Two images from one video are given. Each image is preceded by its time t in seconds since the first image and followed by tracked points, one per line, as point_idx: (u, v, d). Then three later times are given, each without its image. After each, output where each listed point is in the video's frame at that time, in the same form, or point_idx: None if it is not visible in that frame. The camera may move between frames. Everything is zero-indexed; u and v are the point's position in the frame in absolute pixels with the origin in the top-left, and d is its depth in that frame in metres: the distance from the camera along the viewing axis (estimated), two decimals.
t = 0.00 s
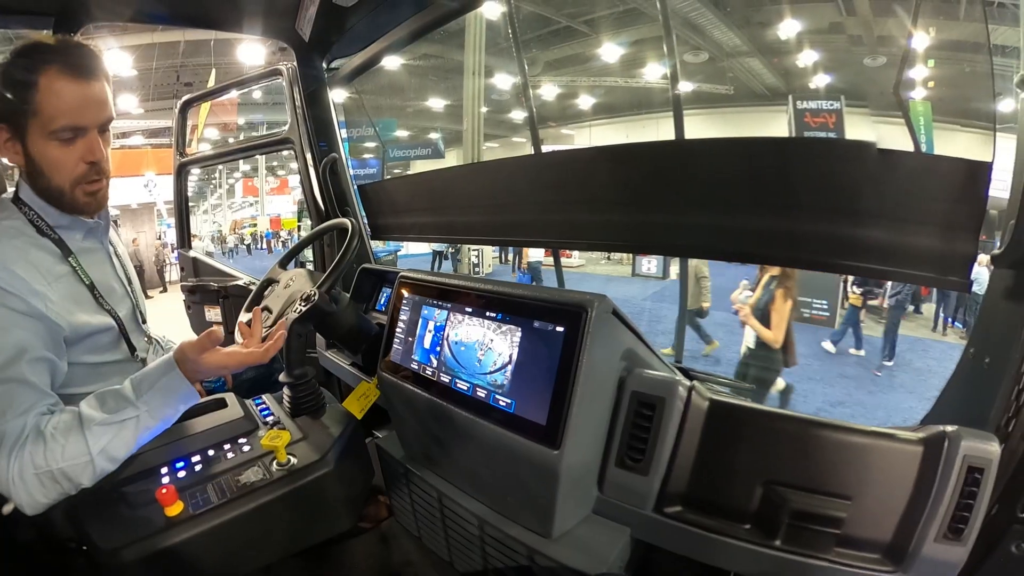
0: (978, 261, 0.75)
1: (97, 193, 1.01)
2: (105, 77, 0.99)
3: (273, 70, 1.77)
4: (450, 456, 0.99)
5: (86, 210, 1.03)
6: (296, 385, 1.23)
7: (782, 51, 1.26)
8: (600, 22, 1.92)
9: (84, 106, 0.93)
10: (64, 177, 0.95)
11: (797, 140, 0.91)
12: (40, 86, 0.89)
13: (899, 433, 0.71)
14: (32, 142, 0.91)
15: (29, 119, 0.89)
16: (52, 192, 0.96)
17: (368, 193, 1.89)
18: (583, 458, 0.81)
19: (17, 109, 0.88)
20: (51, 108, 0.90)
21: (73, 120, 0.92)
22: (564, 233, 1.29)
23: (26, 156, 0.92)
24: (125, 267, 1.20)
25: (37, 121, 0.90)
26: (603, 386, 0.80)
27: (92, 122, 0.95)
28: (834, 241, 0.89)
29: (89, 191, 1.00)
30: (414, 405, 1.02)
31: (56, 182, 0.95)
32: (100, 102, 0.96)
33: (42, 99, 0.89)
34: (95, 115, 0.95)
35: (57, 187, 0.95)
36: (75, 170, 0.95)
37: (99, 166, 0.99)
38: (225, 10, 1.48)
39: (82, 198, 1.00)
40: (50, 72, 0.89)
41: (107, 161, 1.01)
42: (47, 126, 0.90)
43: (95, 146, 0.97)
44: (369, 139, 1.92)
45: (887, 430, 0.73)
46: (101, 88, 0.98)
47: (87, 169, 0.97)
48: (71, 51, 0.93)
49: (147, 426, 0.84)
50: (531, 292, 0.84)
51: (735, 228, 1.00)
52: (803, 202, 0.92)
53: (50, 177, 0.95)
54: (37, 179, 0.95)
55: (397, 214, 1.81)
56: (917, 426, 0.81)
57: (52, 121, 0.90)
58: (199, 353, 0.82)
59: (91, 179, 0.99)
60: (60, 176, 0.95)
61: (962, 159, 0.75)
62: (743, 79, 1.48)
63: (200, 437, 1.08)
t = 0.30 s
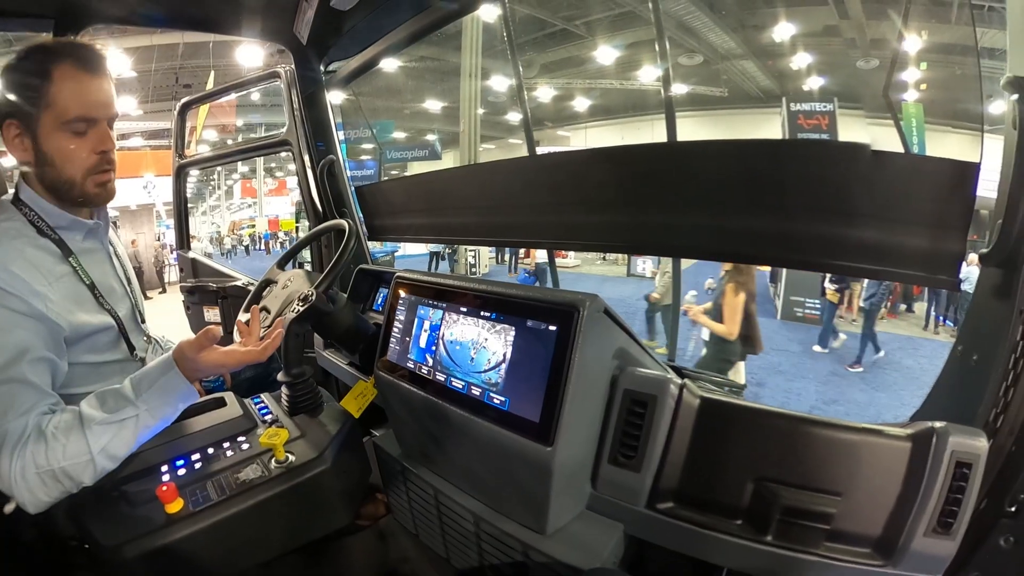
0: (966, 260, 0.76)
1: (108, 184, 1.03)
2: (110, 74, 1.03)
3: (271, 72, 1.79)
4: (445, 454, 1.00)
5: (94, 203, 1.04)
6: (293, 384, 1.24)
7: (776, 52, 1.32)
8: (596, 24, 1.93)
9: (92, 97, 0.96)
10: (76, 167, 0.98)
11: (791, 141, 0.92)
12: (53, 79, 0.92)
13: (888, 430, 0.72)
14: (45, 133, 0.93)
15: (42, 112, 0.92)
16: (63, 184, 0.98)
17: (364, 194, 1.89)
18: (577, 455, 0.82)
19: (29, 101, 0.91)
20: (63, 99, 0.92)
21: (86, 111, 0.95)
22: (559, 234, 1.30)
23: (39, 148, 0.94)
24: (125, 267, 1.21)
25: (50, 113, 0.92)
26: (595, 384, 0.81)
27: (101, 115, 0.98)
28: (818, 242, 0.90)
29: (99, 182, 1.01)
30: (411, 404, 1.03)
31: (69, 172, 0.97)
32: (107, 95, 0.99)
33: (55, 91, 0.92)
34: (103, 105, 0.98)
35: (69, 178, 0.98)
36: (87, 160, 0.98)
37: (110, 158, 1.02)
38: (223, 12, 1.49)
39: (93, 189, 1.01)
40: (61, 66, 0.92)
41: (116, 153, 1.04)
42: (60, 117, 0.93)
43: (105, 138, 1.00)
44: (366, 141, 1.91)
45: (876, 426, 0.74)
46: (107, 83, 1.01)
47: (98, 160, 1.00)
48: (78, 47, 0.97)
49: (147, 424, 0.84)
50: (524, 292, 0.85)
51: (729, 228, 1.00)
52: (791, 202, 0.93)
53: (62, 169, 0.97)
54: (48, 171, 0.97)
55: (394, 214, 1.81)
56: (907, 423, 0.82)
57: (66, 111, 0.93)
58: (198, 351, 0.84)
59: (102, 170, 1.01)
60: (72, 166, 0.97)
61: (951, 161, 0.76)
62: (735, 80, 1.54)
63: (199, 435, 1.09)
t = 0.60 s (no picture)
0: (958, 260, 0.77)
1: (110, 175, 1.07)
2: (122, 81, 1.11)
3: (269, 74, 1.81)
4: (443, 452, 1.00)
5: (91, 196, 1.07)
6: (293, 384, 1.24)
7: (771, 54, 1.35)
8: (591, 27, 1.94)
9: (109, 92, 1.02)
10: (85, 154, 1.01)
11: (784, 143, 0.93)
12: (76, 71, 0.97)
13: (881, 427, 0.73)
14: (59, 120, 0.96)
15: (61, 98, 0.96)
16: (70, 169, 1.01)
17: (362, 196, 1.88)
18: (574, 452, 0.82)
19: (53, 86, 0.95)
20: (84, 89, 0.98)
21: (104, 103, 1.01)
22: (555, 235, 1.31)
23: (51, 131, 0.96)
24: (124, 265, 1.22)
25: (70, 101, 0.96)
26: (592, 383, 0.82)
27: (115, 111, 1.05)
28: (811, 243, 0.91)
29: (104, 171, 1.05)
30: (409, 403, 1.03)
31: (78, 158, 1.00)
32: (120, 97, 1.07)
33: (78, 82, 0.97)
34: (117, 100, 1.04)
35: (76, 164, 1.00)
36: (99, 149, 1.02)
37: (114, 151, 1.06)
38: (222, 15, 1.49)
39: (96, 178, 1.04)
40: (88, 63, 0.99)
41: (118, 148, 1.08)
42: (78, 106, 0.97)
43: (114, 133, 1.05)
44: (364, 142, 1.91)
45: (869, 423, 0.75)
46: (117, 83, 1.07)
47: (107, 151, 1.04)
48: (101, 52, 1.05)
49: (146, 424, 0.85)
50: (521, 291, 0.85)
51: (725, 228, 1.01)
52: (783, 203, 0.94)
53: (70, 155, 0.99)
54: (55, 155, 0.98)
55: (392, 215, 1.82)
56: (899, 420, 0.83)
57: (84, 101, 0.98)
58: (196, 350, 0.84)
59: (107, 161, 1.05)
60: (82, 153, 1.00)
61: (940, 163, 0.78)
62: (729, 82, 1.62)
63: (200, 435, 1.10)
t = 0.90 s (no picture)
0: (950, 260, 0.78)
1: (108, 177, 1.07)
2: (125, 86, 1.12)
3: (267, 74, 1.80)
4: (441, 452, 1.01)
5: (89, 198, 1.07)
6: (291, 385, 1.25)
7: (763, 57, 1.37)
8: (587, 30, 2.01)
9: (112, 95, 1.03)
10: (84, 155, 1.01)
11: (777, 144, 0.94)
12: (80, 74, 0.99)
13: (878, 425, 0.74)
14: (61, 121, 0.97)
15: (65, 99, 0.97)
16: (70, 169, 1.01)
17: (360, 196, 1.90)
18: (573, 453, 0.83)
19: (56, 87, 0.96)
20: (88, 91, 0.99)
21: (107, 105, 1.02)
22: (551, 235, 1.31)
23: (53, 131, 0.97)
24: (123, 265, 1.22)
25: (73, 102, 0.98)
26: (591, 383, 0.83)
27: (117, 114, 1.06)
28: (813, 242, 0.91)
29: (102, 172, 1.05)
30: (407, 403, 1.04)
31: (79, 159, 1.01)
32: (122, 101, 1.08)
33: (81, 83, 0.98)
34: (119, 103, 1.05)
35: (75, 164, 1.01)
36: (100, 150, 1.02)
37: (114, 154, 1.07)
38: (221, 17, 1.50)
39: (94, 179, 1.04)
40: (93, 66, 1.01)
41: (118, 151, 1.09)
42: (81, 107, 0.98)
43: (115, 135, 1.06)
44: (361, 143, 1.92)
45: (866, 422, 0.75)
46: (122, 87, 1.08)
47: (106, 153, 1.05)
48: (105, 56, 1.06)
49: (141, 423, 0.85)
50: (519, 291, 0.86)
51: (725, 228, 1.01)
52: (783, 202, 0.94)
53: (71, 155, 1.00)
54: (56, 155, 0.99)
55: (389, 215, 1.82)
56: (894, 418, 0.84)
57: (87, 102, 0.99)
58: (192, 345, 0.83)
59: (106, 163, 1.05)
60: (81, 153, 1.01)
61: (939, 163, 0.78)
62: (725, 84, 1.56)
63: (197, 437, 1.10)
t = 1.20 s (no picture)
0: (944, 260, 0.79)
1: (109, 179, 1.06)
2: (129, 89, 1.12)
3: (266, 75, 1.80)
4: (442, 452, 1.01)
5: (89, 200, 1.07)
6: (292, 385, 1.25)
7: (756, 59, 1.35)
8: (583, 32, 1.93)
9: (115, 97, 1.03)
10: (85, 156, 1.01)
11: (772, 145, 0.95)
12: (83, 76, 0.99)
13: (877, 423, 0.75)
14: (63, 122, 0.97)
15: (66, 100, 0.96)
16: (70, 171, 1.01)
17: (358, 195, 1.92)
18: (575, 452, 0.84)
19: (58, 88, 0.96)
20: (90, 92, 0.98)
21: (108, 107, 1.01)
22: (549, 235, 1.32)
23: (54, 132, 0.97)
24: (124, 266, 1.23)
25: (76, 102, 0.97)
26: (593, 382, 0.83)
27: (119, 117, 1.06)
28: (808, 241, 0.92)
29: (103, 174, 1.05)
30: (408, 404, 1.04)
31: (79, 160, 1.00)
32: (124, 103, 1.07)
33: (84, 85, 0.98)
34: (121, 105, 1.05)
35: (75, 165, 1.00)
36: (100, 151, 1.02)
37: (115, 157, 1.07)
38: (220, 18, 1.50)
39: (94, 180, 1.04)
40: (96, 68, 1.00)
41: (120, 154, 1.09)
42: (83, 109, 0.98)
43: (116, 137, 1.05)
44: (359, 143, 1.92)
45: (865, 420, 0.76)
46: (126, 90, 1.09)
47: (107, 155, 1.04)
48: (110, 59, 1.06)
49: (139, 423, 0.85)
50: (521, 291, 0.86)
51: (722, 228, 1.02)
52: (778, 202, 0.95)
53: (71, 156, 1.00)
54: (57, 156, 0.99)
55: (388, 216, 1.83)
56: (890, 416, 0.85)
57: (89, 104, 0.98)
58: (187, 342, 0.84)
59: (107, 165, 1.05)
60: (82, 155, 1.00)
61: (936, 164, 0.78)
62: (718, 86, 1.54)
63: (196, 439, 1.10)
